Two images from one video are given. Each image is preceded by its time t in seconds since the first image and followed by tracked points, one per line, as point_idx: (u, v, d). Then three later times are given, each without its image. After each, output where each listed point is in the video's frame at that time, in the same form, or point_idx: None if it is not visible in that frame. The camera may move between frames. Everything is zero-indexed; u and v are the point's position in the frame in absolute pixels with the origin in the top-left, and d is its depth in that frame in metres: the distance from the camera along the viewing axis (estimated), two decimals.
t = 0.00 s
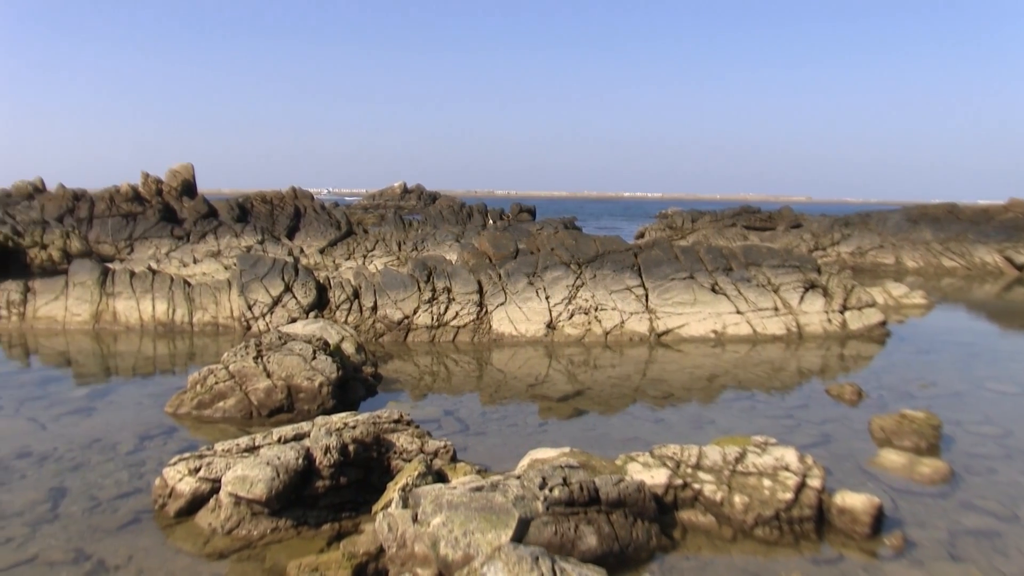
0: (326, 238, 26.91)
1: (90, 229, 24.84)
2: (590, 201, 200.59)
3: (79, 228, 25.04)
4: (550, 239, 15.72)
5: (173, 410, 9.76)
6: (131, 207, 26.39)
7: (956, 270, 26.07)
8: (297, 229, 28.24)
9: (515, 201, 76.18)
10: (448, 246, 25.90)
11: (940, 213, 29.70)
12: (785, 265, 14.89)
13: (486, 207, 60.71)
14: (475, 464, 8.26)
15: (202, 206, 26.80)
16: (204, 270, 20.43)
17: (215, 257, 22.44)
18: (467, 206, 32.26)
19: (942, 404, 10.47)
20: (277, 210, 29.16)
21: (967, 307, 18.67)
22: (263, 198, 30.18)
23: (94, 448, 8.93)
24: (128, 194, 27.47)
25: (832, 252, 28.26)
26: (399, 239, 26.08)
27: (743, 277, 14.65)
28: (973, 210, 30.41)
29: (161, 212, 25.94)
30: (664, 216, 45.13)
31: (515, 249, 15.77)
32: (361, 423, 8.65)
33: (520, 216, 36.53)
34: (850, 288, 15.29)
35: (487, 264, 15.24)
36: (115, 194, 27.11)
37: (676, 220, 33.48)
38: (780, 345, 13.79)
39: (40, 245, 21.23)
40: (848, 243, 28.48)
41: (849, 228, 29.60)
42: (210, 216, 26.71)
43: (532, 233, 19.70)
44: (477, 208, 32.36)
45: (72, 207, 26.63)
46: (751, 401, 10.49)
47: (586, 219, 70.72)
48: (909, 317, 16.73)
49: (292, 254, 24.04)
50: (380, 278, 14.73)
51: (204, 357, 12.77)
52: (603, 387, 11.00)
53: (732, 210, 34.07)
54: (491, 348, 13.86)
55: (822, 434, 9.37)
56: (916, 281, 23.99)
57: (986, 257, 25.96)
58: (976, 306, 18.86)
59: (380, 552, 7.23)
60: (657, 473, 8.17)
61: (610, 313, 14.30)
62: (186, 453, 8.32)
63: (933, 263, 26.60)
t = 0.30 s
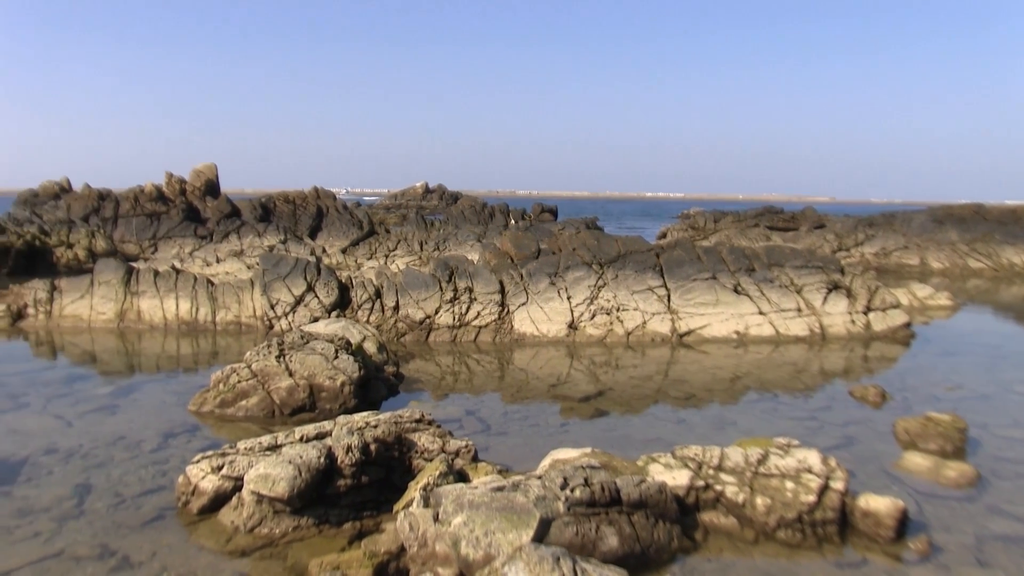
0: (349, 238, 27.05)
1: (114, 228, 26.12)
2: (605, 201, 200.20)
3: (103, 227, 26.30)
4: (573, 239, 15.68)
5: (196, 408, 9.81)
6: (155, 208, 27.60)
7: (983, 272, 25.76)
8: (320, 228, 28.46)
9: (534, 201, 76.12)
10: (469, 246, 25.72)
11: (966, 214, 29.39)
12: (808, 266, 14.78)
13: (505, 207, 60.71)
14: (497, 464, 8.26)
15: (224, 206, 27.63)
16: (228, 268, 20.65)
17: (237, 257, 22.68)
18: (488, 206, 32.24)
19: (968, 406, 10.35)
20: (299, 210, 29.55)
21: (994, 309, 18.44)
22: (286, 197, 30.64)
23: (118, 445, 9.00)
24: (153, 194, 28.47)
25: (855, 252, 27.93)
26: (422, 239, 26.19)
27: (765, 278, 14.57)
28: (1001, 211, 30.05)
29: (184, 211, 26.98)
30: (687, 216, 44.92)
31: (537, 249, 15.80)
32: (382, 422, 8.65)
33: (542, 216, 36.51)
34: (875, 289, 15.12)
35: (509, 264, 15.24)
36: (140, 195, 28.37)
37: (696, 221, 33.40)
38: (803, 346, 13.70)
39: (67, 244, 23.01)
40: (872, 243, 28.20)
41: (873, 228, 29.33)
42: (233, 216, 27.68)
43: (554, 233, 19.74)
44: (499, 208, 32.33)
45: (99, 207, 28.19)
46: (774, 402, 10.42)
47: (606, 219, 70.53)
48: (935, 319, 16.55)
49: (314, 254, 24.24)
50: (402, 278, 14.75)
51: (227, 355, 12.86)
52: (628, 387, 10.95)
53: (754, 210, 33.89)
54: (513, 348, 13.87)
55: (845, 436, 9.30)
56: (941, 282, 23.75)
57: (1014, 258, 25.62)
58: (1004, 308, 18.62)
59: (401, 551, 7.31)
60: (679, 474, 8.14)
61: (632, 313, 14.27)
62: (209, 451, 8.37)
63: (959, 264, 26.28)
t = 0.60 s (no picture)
0: (371, 238, 27.18)
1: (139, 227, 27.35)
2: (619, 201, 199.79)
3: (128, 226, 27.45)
4: (594, 240, 15.75)
5: (219, 407, 9.87)
6: (179, 207, 28.48)
7: (1010, 273, 25.46)
8: (342, 228, 28.64)
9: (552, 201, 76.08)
10: (491, 245, 25.77)
11: (992, 215, 29.08)
12: (831, 266, 14.68)
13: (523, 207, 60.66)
14: (518, 464, 8.26)
15: (248, 205, 28.15)
16: (250, 267, 20.83)
17: (259, 257, 22.89)
18: (511, 207, 32.17)
19: (994, 409, 10.25)
20: (322, 209, 29.75)
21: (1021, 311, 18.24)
22: (309, 197, 30.85)
23: (142, 443, 9.06)
24: (177, 194, 29.23)
25: (879, 252, 27.59)
26: (444, 239, 26.18)
27: (788, 279, 14.49)
28: None
29: (207, 211, 27.61)
30: (709, 216, 44.72)
31: (559, 249, 15.96)
32: (404, 421, 8.66)
33: (563, 216, 36.50)
34: (899, 290, 15.01)
35: (531, 264, 15.27)
36: (163, 194, 29.40)
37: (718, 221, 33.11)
38: (826, 347, 13.61)
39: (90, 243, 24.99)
40: (896, 244, 27.93)
41: (897, 229, 29.07)
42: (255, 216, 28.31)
43: (577, 232, 19.81)
44: (522, 208, 32.25)
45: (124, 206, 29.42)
46: (797, 404, 10.37)
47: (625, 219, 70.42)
48: (960, 321, 16.39)
49: (336, 254, 24.39)
50: (424, 278, 14.78)
51: (249, 354, 12.94)
52: (652, 388, 10.90)
53: (777, 211, 33.71)
54: (535, 348, 13.87)
55: (869, 438, 9.24)
56: (967, 283, 23.51)
57: None
58: None
59: (423, 550, 7.30)
60: (701, 475, 8.11)
61: (654, 314, 14.22)
62: (232, 450, 8.41)
63: (985, 265, 25.98)
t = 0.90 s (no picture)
0: (391, 238, 27.29)
1: (161, 227, 27.66)
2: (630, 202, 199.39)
3: (150, 226, 27.73)
4: (614, 240, 15.73)
5: (239, 406, 9.92)
6: (201, 206, 28.72)
7: None
8: (362, 229, 28.80)
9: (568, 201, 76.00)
10: (512, 245, 25.82)
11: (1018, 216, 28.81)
12: (852, 267, 14.59)
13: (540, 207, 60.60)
14: (538, 465, 8.26)
15: (269, 206, 28.40)
16: (272, 267, 20.90)
17: (279, 257, 23.03)
18: (531, 207, 32.06)
19: (1019, 412, 10.15)
20: (342, 209, 29.91)
21: None
22: (329, 197, 31.01)
23: (163, 441, 9.11)
24: (198, 194, 29.53)
25: (901, 253, 27.32)
26: (464, 239, 26.15)
27: (809, 279, 14.41)
28: None
29: (228, 211, 27.94)
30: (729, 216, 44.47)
31: (580, 250, 16.00)
32: (424, 421, 8.65)
33: (584, 216, 36.47)
34: (921, 291, 14.90)
35: (551, 264, 15.29)
36: (185, 194, 29.62)
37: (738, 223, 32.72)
38: (848, 348, 13.54)
39: (114, 242, 25.81)
40: (918, 246, 27.62)
41: (920, 229, 28.80)
42: (276, 216, 28.47)
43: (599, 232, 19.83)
44: (542, 208, 32.16)
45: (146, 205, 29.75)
46: (818, 405, 10.31)
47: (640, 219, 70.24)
48: (984, 322, 16.25)
49: (357, 254, 24.50)
50: (444, 278, 14.81)
51: (270, 353, 13.01)
52: (673, 389, 10.87)
53: (797, 211, 33.54)
54: (555, 348, 13.87)
55: (891, 440, 9.17)
56: (993, 285, 23.26)
57: None
58: None
59: (442, 550, 7.30)
60: (721, 477, 8.07)
61: (674, 314, 14.18)
62: (252, 449, 8.44)
63: (1010, 266, 25.69)
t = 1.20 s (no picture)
0: (411, 238, 27.36)
1: (182, 227, 27.95)
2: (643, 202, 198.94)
3: (172, 226, 27.99)
4: (634, 240, 15.70)
5: (260, 405, 9.98)
6: (222, 206, 28.94)
7: None
8: (382, 228, 28.90)
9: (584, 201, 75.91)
10: (531, 245, 25.81)
11: None
12: (874, 268, 14.48)
13: (558, 206, 60.43)
14: (557, 465, 8.27)
15: (289, 206, 28.61)
16: (291, 267, 21.01)
17: (299, 256, 23.16)
18: (551, 207, 31.97)
19: None
20: (362, 208, 30.03)
21: None
22: (349, 197, 31.16)
23: (185, 439, 9.18)
24: (219, 194, 29.77)
25: (924, 254, 26.99)
26: (484, 239, 26.15)
27: (831, 280, 14.31)
28: None
29: (249, 211, 28.19)
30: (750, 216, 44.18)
31: (600, 250, 16.00)
32: (444, 421, 8.65)
33: (604, 216, 36.41)
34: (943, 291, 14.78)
35: (570, 264, 15.27)
36: (206, 194, 29.85)
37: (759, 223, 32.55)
38: (869, 349, 13.46)
39: (136, 242, 26.26)
40: (942, 246, 27.27)
41: (942, 230, 28.49)
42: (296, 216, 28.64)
43: (620, 232, 19.83)
44: (562, 208, 32.08)
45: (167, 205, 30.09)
46: (839, 406, 10.25)
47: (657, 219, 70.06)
48: (1008, 324, 16.09)
49: (377, 254, 24.58)
50: (464, 278, 14.82)
51: (290, 352, 13.07)
52: (695, 389, 10.84)
53: (819, 212, 33.29)
54: (574, 348, 13.86)
55: (912, 443, 9.10)
56: (1018, 287, 22.96)
57: None
58: None
59: (461, 549, 7.31)
60: (741, 478, 8.03)
61: (694, 315, 14.14)
62: (272, 447, 8.47)
63: None
